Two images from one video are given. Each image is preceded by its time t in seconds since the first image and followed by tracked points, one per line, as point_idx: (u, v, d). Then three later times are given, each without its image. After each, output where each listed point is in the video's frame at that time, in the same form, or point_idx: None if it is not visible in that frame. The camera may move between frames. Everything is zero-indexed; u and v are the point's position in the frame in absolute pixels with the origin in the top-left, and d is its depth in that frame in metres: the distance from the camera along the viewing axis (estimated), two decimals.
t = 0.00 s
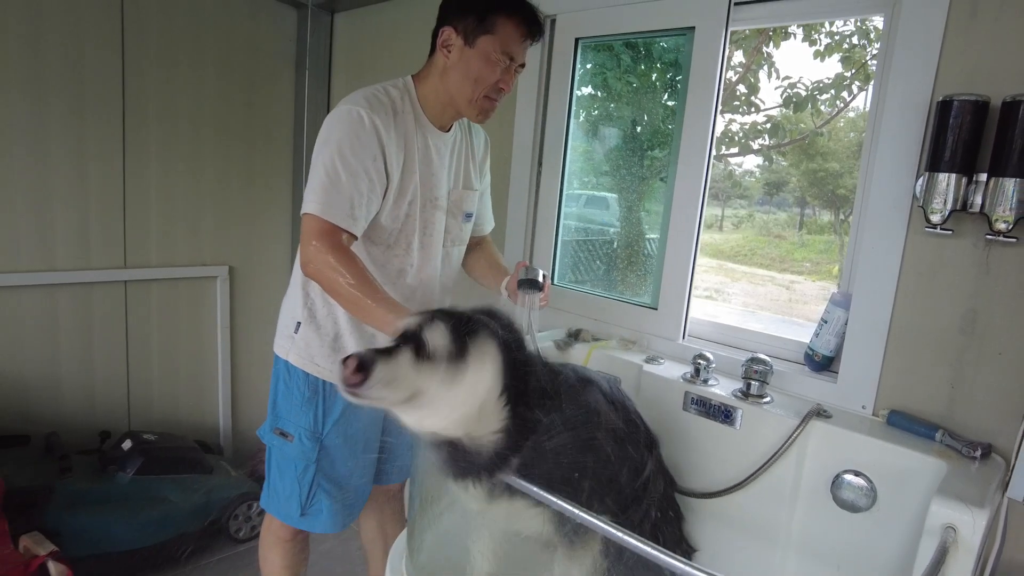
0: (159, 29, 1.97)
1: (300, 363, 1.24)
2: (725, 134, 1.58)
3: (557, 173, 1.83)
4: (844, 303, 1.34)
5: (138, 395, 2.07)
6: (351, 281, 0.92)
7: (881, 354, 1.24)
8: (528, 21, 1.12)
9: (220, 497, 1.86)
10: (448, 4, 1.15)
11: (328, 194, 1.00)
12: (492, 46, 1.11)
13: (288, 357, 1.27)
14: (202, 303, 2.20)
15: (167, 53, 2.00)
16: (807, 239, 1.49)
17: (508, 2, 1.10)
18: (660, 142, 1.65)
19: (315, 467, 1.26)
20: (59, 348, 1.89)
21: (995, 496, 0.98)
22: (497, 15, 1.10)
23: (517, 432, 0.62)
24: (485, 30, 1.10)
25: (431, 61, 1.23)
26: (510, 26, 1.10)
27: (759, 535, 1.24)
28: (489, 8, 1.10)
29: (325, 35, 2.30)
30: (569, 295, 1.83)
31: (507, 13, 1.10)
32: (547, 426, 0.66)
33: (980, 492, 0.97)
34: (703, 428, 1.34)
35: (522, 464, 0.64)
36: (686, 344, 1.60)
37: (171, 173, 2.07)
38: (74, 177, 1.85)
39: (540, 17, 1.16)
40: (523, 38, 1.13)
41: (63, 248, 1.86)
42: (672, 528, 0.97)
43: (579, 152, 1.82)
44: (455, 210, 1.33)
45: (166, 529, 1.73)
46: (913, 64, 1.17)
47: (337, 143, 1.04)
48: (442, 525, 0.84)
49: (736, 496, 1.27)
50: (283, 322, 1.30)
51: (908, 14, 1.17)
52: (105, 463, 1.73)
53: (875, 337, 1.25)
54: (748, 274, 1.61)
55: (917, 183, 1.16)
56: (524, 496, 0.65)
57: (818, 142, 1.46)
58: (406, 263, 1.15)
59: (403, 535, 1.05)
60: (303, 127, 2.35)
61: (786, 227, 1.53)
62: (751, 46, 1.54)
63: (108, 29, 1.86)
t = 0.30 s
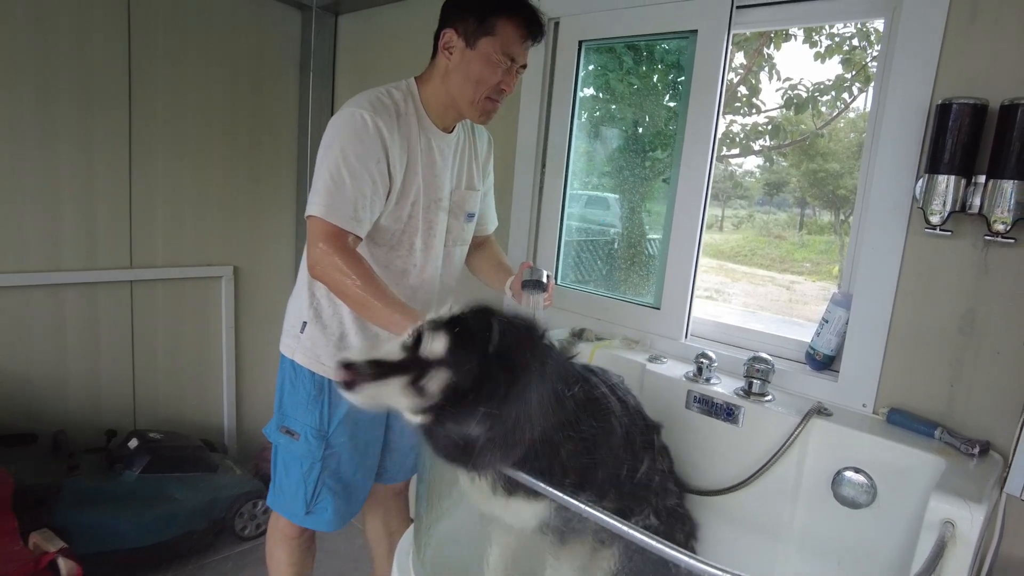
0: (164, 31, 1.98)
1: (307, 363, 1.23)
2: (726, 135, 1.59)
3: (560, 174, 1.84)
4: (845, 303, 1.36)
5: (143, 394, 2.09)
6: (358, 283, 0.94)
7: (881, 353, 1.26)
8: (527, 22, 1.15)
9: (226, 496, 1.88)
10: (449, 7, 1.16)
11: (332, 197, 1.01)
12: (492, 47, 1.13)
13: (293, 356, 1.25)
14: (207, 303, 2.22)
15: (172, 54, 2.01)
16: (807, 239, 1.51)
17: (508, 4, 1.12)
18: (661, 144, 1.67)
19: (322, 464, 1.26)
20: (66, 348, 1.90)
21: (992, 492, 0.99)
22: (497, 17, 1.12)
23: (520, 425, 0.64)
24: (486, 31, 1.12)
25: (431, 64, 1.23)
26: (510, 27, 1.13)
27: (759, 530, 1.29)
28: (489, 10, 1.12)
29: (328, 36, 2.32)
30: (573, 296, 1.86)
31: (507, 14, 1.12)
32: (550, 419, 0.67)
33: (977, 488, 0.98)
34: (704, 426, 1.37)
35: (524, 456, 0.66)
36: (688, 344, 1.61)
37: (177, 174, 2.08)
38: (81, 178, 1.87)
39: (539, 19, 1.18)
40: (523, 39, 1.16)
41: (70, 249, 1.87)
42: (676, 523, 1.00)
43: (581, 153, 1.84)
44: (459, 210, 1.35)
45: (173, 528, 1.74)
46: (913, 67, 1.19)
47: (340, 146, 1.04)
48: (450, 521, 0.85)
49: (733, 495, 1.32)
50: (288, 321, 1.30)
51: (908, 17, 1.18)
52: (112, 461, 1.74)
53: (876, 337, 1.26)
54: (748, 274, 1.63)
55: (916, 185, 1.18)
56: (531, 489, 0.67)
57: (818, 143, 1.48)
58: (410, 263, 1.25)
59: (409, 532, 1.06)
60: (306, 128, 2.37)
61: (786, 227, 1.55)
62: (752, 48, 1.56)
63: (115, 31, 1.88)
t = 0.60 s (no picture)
0: (170, 32, 2.00)
1: (313, 363, 1.25)
2: (728, 136, 1.61)
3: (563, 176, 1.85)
4: (845, 303, 1.37)
5: (149, 393, 2.10)
6: (363, 285, 0.95)
7: (880, 353, 1.27)
8: (530, 25, 1.15)
9: (231, 494, 1.89)
10: (452, 11, 1.18)
11: (337, 199, 1.03)
12: (494, 51, 1.14)
13: (300, 355, 1.28)
14: (212, 303, 2.23)
15: (178, 56, 2.03)
16: (807, 239, 1.52)
17: (510, 6, 1.12)
18: (662, 144, 1.69)
19: (328, 463, 1.27)
20: (72, 347, 1.92)
21: (991, 489, 1.01)
22: (500, 20, 1.13)
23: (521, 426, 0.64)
24: (488, 34, 1.13)
25: (436, 67, 1.25)
26: (512, 30, 1.13)
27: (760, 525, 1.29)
28: (492, 13, 1.13)
29: (332, 37, 2.33)
30: (575, 296, 1.86)
31: (509, 16, 1.12)
32: (555, 416, 0.68)
33: (976, 484, 1.00)
34: (708, 423, 1.37)
35: (531, 455, 0.67)
36: (690, 343, 1.63)
37: (182, 174, 2.09)
38: (87, 178, 1.88)
39: (541, 21, 1.19)
40: (526, 43, 1.16)
41: (77, 249, 1.89)
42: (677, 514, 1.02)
43: (582, 154, 1.85)
44: (463, 211, 1.36)
45: (179, 526, 1.76)
46: (913, 70, 1.20)
47: (346, 147, 1.06)
48: (457, 518, 0.87)
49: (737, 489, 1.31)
50: (295, 320, 1.32)
51: (908, 19, 1.20)
52: (119, 460, 1.75)
53: (875, 337, 1.27)
54: (748, 275, 1.64)
55: (916, 186, 1.19)
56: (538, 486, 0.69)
57: (818, 144, 1.50)
58: (414, 263, 1.23)
59: (416, 529, 1.08)
60: (311, 128, 2.38)
61: (786, 228, 1.56)
62: (753, 49, 1.57)
63: (122, 32, 1.89)
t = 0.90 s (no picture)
0: (172, 33, 2.00)
1: (317, 364, 1.27)
2: (728, 136, 1.62)
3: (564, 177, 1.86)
4: (845, 303, 1.38)
5: (151, 392, 2.11)
6: (367, 285, 0.96)
7: (880, 352, 1.28)
8: (531, 26, 1.15)
9: (234, 493, 1.90)
10: (454, 13, 1.19)
11: (340, 200, 1.04)
12: (496, 52, 1.15)
13: (303, 356, 1.30)
14: (214, 303, 2.24)
15: (180, 56, 2.03)
16: (807, 239, 1.53)
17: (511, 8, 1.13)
18: (663, 145, 1.69)
19: (332, 462, 1.28)
20: (76, 347, 1.92)
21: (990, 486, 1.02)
22: (500, 22, 1.13)
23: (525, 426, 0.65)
24: (490, 37, 1.14)
25: (438, 68, 1.26)
26: (513, 31, 1.14)
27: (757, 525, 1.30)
28: (493, 15, 1.13)
29: (335, 38, 2.34)
30: (576, 296, 1.83)
31: (510, 18, 1.13)
32: (556, 413, 0.69)
33: (976, 483, 1.00)
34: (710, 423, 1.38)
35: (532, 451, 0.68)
36: (692, 343, 1.63)
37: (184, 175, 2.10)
38: (90, 178, 1.89)
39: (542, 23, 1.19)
40: (527, 44, 1.16)
41: (80, 249, 1.89)
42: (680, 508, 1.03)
43: (583, 154, 1.86)
44: (464, 211, 1.37)
45: (182, 524, 1.76)
46: (912, 72, 1.21)
47: (349, 148, 1.07)
48: (460, 517, 0.87)
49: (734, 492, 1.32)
50: (298, 320, 1.33)
51: (908, 21, 1.21)
52: (122, 459, 1.76)
53: (875, 337, 1.28)
54: (748, 275, 1.65)
55: (916, 188, 1.20)
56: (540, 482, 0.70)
57: (818, 144, 1.50)
58: (416, 264, 1.17)
59: (420, 527, 1.08)
60: (313, 129, 2.39)
61: (786, 228, 1.57)
62: (754, 50, 1.58)
63: (124, 33, 1.90)
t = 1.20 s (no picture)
0: (177, 35, 2.02)
1: (323, 364, 1.26)
2: (729, 138, 1.63)
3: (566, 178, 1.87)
4: (845, 304, 1.39)
5: (156, 391, 2.12)
6: (374, 287, 0.97)
7: (880, 352, 1.29)
8: (534, 31, 1.18)
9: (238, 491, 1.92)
10: (458, 18, 1.20)
11: (347, 202, 1.04)
12: (501, 56, 1.16)
13: (308, 356, 1.28)
14: (218, 302, 2.25)
15: (185, 57, 2.05)
16: (807, 240, 1.54)
17: (514, 13, 1.15)
18: (664, 146, 1.71)
19: (337, 460, 1.29)
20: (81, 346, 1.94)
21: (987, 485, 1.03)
22: (504, 26, 1.15)
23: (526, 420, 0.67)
24: (494, 41, 1.15)
25: (441, 71, 1.26)
26: (517, 35, 1.16)
27: (756, 521, 1.34)
28: (497, 19, 1.15)
29: (339, 40, 2.35)
30: (578, 296, 1.90)
31: (514, 23, 1.15)
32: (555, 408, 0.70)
33: (974, 481, 1.01)
34: (711, 421, 1.41)
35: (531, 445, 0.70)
36: (694, 343, 1.65)
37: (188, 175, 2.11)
38: (96, 179, 1.90)
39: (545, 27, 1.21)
40: (530, 48, 1.19)
41: (86, 249, 1.91)
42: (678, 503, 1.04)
43: (585, 155, 1.87)
44: (468, 212, 1.38)
45: (187, 522, 1.78)
46: (911, 75, 1.22)
47: (355, 151, 1.08)
48: (467, 512, 0.89)
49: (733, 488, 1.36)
50: (302, 320, 1.33)
51: (907, 24, 1.22)
52: (127, 458, 1.77)
53: (875, 336, 1.30)
54: (749, 275, 1.66)
55: (916, 189, 1.21)
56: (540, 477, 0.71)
57: (818, 146, 1.52)
58: (419, 265, 1.28)
59: (425, 524, 1.10)
60: (316, 130, 2.41)
61: (786, 228, 1.59)
62: (755, 52, 1.60)
63: (130, 35, 1.91)
